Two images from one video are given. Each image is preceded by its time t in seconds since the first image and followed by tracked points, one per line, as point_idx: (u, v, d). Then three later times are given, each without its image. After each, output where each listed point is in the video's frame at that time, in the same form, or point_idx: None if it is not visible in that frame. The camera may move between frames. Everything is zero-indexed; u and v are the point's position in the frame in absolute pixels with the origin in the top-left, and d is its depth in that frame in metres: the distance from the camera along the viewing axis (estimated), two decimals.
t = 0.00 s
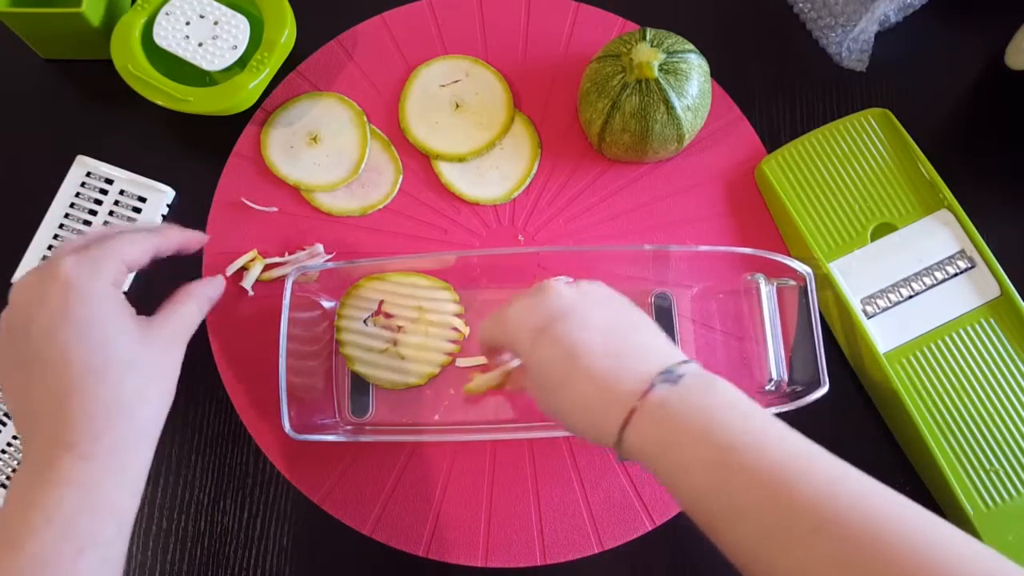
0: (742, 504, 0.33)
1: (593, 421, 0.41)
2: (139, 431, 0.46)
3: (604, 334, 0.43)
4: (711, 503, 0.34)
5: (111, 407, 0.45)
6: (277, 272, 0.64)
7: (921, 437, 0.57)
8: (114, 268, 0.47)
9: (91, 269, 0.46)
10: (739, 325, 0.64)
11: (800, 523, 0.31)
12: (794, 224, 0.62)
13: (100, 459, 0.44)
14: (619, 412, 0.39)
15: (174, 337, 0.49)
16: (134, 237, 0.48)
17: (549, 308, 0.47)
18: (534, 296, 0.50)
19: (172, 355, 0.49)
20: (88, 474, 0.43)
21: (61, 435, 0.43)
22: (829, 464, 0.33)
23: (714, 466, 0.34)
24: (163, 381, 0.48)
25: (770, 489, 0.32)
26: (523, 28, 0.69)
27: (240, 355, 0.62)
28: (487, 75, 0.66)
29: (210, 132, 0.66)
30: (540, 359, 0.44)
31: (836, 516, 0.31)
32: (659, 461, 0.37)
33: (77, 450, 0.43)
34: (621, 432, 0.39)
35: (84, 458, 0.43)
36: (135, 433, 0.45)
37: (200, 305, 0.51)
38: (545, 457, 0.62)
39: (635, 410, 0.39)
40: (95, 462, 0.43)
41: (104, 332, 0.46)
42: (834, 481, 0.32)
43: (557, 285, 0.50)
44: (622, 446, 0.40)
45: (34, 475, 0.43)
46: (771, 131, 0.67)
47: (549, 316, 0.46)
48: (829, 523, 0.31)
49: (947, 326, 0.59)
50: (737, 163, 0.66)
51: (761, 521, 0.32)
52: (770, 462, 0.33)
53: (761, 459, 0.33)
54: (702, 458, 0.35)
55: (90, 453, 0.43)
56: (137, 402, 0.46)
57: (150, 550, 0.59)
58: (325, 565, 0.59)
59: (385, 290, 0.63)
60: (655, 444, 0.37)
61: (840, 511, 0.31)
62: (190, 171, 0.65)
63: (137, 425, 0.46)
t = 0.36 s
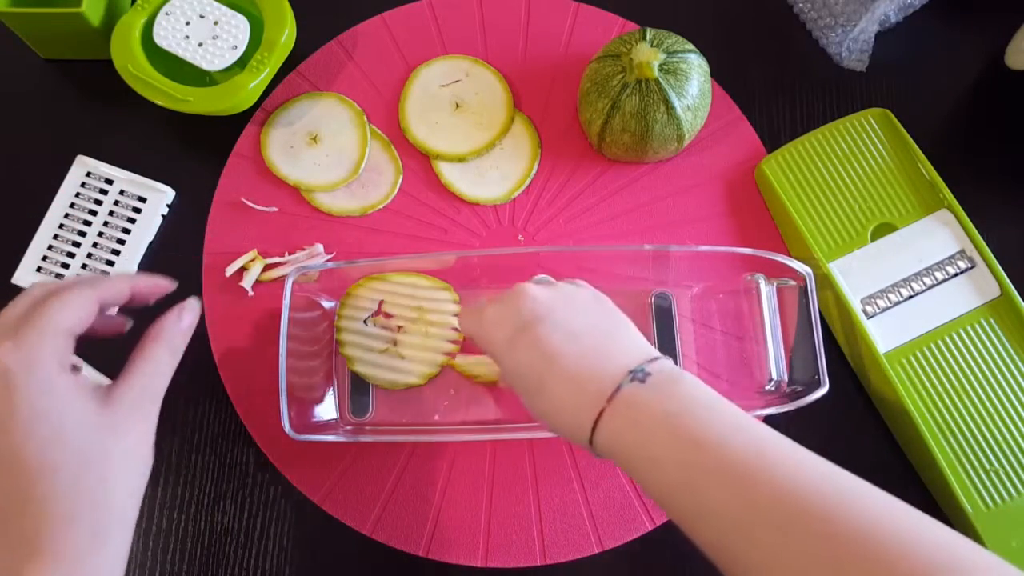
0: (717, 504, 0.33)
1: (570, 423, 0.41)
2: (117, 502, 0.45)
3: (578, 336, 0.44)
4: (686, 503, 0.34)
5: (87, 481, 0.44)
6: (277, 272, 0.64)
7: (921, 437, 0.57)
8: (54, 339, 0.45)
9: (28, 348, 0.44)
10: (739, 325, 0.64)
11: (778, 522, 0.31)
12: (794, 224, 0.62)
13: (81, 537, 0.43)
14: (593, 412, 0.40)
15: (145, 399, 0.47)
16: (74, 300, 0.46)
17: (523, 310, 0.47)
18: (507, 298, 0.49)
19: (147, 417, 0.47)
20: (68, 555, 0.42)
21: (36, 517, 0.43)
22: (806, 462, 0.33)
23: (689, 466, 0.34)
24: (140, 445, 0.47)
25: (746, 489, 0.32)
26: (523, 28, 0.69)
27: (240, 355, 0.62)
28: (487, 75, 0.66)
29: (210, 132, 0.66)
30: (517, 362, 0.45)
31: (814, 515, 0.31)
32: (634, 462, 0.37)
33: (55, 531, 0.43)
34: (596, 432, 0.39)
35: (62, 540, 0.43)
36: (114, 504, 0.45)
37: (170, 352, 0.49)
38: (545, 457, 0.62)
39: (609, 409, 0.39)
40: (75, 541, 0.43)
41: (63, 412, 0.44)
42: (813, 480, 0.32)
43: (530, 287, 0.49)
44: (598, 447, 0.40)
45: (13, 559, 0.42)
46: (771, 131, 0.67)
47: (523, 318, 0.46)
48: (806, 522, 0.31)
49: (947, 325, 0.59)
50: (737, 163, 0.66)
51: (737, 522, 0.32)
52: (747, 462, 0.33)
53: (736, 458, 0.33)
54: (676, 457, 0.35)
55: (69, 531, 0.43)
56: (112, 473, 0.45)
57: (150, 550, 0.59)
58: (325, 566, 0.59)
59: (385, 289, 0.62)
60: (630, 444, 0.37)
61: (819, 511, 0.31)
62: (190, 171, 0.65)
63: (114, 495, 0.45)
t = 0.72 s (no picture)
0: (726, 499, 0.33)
1: (579, 420, 0.41)
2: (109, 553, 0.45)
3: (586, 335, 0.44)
4: (698, 499, 0.34)
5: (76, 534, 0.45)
6: (277, 272, 0.64)
7: (921, 437, 0.57)
8: (44, 396, 0.47)
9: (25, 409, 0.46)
10: (739, 325, 0.64)
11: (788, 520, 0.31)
12: (794, 224, 0.62)
13: None
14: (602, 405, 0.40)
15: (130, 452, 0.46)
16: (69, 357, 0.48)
17: (532, 315, 0.47)
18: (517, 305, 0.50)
19: (140, 467, 0.47)
20: None
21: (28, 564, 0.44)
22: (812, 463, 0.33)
23: (698, 463, 0.34)
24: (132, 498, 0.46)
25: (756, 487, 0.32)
26: (523, 28, 0.69)
27: (240, 355, 0.62)
28: (487, 75, 0.66)
29: (210, 132, 0.66)
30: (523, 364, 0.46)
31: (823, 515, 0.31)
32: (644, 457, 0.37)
33: None
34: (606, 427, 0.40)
35: None
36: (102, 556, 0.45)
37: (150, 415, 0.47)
38: (545, 456, 0.62)
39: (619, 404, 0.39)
40: None
41: (56, 468, 0.45)
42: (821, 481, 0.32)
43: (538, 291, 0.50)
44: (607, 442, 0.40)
45: None
46: (771, 131, 0.67)
47: (533, 321, 0.47)
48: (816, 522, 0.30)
49: (947, 325, 0.59)
50: (737, 163, 0.66)
51: (746, 520, 0.32)
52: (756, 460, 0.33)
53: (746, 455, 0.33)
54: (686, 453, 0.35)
55: None
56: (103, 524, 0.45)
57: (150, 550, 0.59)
58: (325, 565, 0.59)
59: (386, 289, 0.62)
60: (641, 439, 0.37)
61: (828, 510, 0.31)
62: (190, 170, 0.65)
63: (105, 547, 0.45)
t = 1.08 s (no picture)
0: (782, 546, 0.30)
1: (599, 416, 0.38)
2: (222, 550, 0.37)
3: (606, 322, 0.39)
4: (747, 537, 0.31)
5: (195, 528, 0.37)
6: (277, 272, 0.64)
7: (921, 437, 0.57)
8: (238, 376, 0.44)
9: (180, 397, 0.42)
10: (739, 325, 0.64)
11: None
12: (794, 224, 0.62)
13: None
14: (631, 408, 0.36)
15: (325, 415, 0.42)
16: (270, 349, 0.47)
17: (548, 286, 0.41)
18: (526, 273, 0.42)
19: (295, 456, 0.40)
20: None
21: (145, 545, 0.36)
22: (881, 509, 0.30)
23: (751, 495, 0.31)
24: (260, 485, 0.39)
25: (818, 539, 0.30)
26: (523, 28, 0.69)
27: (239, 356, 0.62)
28: (487, 76, 0.66)
29: (210, 132, 0.66)
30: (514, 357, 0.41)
31: None
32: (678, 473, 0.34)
33: None
34: (638, 430, 0.36)
35: None
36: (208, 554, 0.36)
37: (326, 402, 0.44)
38: (545, 456, 0.62)
39: (654, 411, 0.36)
40: None
41: (205, 443, 0.39)
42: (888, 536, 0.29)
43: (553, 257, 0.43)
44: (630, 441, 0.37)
45: None
46: (771, 131, 0.67)
47: (554, 288, 0.41)
48: None
49: (946, 326, 0.59)
50: (737, 163, 0.66)
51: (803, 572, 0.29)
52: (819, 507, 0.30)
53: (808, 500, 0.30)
54: (736, 484, 0.32)
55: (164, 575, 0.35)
56: (212, 507, 0.37)
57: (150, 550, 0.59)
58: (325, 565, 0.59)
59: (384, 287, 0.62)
60: (678, 456, 0.34)
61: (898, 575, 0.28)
62: (190, 170, 0.65)
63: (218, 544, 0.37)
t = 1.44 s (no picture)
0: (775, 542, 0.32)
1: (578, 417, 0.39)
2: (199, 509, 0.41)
3: (572, 319, 0.39)
4: (740, 534, 0.33)
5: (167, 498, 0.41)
6: (276, 272, 0.63)
7: (922, 437, 0.57)
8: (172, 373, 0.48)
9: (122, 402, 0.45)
10: (739, 325, 0.64)
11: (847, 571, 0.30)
12: (794, 224, 0.62)
13: (159, 541, 0.40)
14: (610, 410, 0.37)
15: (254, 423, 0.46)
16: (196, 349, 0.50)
17: (510, 284, 0.41)
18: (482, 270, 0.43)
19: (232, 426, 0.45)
20: None
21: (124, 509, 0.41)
22: (870, 492, 0.32)
23: (745, 492, 0.33)
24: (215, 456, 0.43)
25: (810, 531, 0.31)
26: (523, 28, 0.68)
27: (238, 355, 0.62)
28: (487, 75, 0.66)
29: (210, 132, 0.66)
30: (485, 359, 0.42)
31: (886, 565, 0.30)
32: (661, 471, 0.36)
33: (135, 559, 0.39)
34: (619, 430, 0.37)
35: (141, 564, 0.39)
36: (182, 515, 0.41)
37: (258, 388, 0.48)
38: (545, 457, 0.61)
39: (631, 411, 0.36)
40: (150, 545, 0.39)
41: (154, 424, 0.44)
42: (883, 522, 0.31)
43: (510, 252, 0.42)
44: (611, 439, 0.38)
45: None
46: (772, 131, 0.67)
47: (518, 287, 0.41)
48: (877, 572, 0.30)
49: (947, 326, 0.59)
50: (737, 163, 0.66)
51: (798, 564, 0.31)
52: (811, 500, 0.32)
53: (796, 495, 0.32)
54: (721, 485, 0.33)
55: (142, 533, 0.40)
56: (174, 462, 0.42)
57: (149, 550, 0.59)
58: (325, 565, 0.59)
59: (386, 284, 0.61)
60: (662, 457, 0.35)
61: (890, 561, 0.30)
62: (189, 170, 0.65)
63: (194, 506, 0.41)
